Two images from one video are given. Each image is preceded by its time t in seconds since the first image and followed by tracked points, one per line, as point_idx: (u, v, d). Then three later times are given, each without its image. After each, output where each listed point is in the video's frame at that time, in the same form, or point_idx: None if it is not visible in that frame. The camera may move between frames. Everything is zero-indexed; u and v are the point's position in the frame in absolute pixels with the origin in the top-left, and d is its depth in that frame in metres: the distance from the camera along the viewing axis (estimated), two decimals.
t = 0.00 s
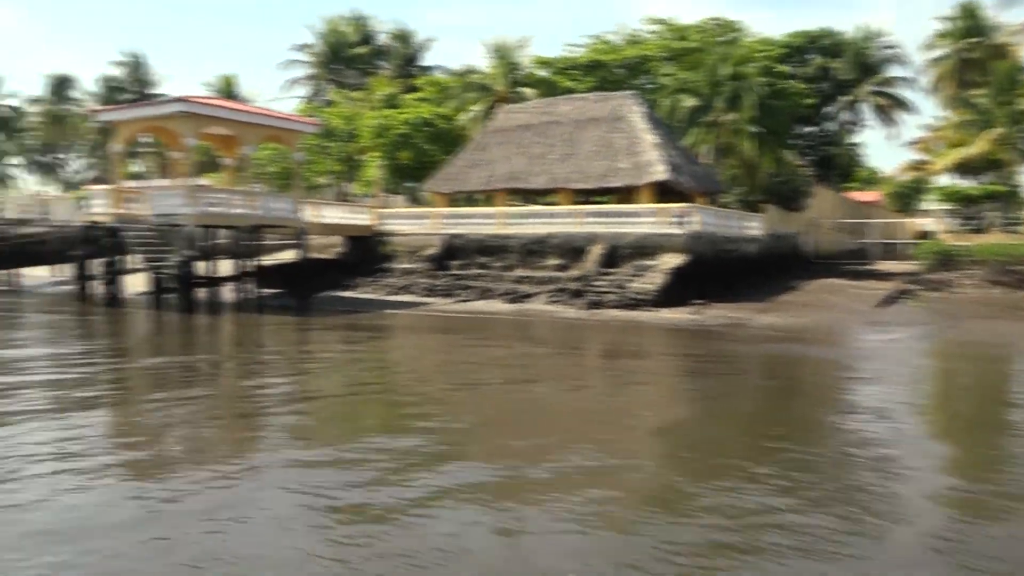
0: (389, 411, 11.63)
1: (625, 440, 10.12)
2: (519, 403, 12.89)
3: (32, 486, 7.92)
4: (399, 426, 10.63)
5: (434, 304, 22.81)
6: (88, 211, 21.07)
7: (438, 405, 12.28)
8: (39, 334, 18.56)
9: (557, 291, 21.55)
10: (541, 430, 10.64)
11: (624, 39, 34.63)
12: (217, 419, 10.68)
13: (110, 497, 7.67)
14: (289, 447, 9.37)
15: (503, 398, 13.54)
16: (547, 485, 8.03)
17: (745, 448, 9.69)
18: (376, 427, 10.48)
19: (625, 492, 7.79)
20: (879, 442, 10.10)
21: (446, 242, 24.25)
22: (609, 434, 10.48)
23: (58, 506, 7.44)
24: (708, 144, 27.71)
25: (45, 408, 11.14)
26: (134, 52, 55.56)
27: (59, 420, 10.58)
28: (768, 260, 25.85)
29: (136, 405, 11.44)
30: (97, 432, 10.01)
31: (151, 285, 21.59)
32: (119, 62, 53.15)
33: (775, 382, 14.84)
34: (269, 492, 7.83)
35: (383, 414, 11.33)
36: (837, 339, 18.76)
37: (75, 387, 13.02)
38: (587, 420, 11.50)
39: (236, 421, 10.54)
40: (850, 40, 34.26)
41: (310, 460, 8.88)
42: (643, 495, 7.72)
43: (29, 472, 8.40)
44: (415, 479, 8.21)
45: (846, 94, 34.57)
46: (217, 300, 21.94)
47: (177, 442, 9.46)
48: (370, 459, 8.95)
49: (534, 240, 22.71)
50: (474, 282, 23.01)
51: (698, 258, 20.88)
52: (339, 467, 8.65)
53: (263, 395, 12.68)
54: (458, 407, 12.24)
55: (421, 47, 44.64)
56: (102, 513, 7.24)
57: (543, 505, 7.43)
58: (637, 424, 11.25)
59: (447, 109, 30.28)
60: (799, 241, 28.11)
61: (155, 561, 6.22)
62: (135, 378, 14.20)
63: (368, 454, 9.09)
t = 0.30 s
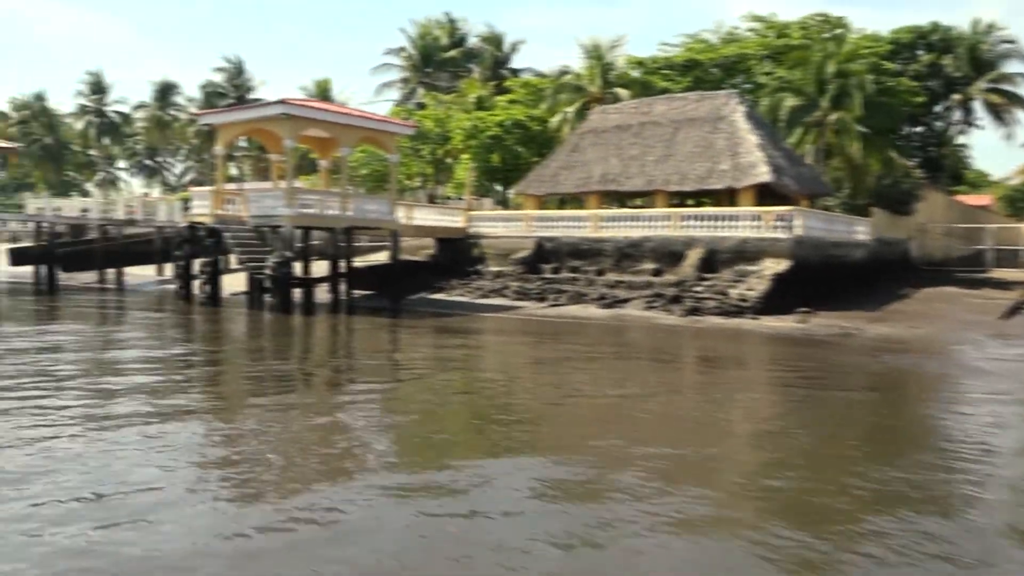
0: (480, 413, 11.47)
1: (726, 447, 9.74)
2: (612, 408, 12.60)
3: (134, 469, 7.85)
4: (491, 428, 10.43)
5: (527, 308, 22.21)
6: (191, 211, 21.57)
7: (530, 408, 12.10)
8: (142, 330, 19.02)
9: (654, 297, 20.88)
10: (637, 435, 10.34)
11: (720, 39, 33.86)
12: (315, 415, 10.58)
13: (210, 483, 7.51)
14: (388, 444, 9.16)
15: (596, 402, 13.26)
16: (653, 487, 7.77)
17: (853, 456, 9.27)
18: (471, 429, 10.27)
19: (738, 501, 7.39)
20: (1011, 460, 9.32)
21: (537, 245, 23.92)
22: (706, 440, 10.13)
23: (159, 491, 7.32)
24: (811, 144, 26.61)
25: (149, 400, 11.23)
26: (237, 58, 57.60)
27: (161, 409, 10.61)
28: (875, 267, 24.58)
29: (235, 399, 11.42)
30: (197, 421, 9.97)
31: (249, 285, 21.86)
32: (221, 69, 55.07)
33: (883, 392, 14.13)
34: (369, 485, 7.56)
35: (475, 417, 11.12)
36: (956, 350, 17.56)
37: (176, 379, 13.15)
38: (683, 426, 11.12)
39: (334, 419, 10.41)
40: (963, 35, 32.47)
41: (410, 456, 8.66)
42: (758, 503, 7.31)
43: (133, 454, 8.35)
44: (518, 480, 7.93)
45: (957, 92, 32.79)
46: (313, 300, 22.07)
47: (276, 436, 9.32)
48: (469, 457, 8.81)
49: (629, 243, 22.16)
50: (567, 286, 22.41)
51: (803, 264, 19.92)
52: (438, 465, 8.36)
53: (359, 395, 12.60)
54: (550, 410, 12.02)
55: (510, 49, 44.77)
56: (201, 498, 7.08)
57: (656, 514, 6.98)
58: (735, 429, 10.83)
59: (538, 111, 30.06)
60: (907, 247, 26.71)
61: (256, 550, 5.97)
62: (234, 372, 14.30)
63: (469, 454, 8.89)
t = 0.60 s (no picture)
0: (536, 424, 11.11)
1: (798, 458, 9.35)
2: (674, 415, 12.19)
3: (194, 478, 7.60)
4: (548, 438, 10.08)
5: (588, 312, 21.76)
6: (251, 212, 21.57)
7: (589, 417, 11.73)
8: (202, 331, 19.01)
9: (720, 303, 20.21)
10: (702, 445, 9.94)
11: (785, 37, 33.03)
12: (376, 424, 10.27)
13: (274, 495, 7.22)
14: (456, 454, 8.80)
15: (657, 407, 12.83)
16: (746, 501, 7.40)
17: (933, 470, 8.90)
18: (535, 438, 9.91)
19: (841, 520, 6.97)
20: None
21: (597, 247, 23.43)
22: (773, 451, 9.74)
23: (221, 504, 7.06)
24: (882, 145, 25.66)
25: (210, 408, 11.05)
26: (297, 60, 58.42)
27: (223, 418, 10.42)
28: (951, 273, 23.51)
29: (295, 406, 11.18)
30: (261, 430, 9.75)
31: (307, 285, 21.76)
32: (280, 70, 55.77)
33: (963, 404, 13.38)
34: (435, 502, 7.18)
35: (528, 428, 10.72)
36: None
37: (237, 385, 12.99)
38: (746, 436, 10.68)
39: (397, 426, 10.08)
40: None
41: (479, 466, 8.29)
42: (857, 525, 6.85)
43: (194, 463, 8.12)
44: (594, 498, 7.50)
45: None
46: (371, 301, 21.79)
47: (340, 445, 9.04)
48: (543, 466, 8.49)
49: (693, 246, 21.53)
50: (629, 290, 21.87)
51: (878, 270, 19.07)
52: (510, 477, 7.96)
53: (418, 402, 12.30)
54: (608, 418, 11.65)
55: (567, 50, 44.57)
56: (265, 513, 6.80)
57: (747, 537, 6.53)
58: (802, 442, 10.38)
59: (597, 111, 29.64)
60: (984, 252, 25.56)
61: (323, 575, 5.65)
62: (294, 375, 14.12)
63: (540, 464, 8.54)
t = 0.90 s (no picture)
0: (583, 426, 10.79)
1: (859, 468, 9.04)
2: (726, 420, 11.82)
3: (250, 500, 7.29)
4: (598, 443, 9.77)
5: (641, 316, 21.18)
6: (301, 213, 21.42)
7: (640, 421, 11.38)
8: (252, 334, 18.87)
9: (781, 308, 19.37)
10: (759, 454, 9.59)
11: (843, 34, 32.12)
12: (432, 433, 9.91)
13: (334, 517, 6.87)
14: (519, 471, 8.40)
15: (711, 413, 12.45)
16: (835, 521, 7.07)
17: (1006, 487, 8.54)
18: (590, 446, 9.58)
19: (941, 556, 6.39)
20: None
21: (650, 249, 22.88)
22: (831, 460, 9.42)
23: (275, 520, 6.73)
24: (949, 145, 24.73)
25: (263, 416, 10.77)
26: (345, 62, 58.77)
27: (277, 426, 10.12)
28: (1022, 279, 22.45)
29: (348, 414, 10.86)
30: (315, 441, 9.42)
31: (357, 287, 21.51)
32: (328, 71, 56.02)
33: None
34: (500, 523, 6.77)
35: (572, 431, 10.40)
36: None
37: (288, 387, 12.73)
38: (803, 445, 10.33)
39: (453, 436, 9.73)
40: None
41: (544, 486, 7.86)
42: (960, 556, 6.39)
43: (250, 481, 7.81)
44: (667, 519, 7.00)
45: None
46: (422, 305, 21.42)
47: (398, 458, 8.68)
48: (608, 479, 8.18)
49: (751, 250, 20.86)
50: (684, 295, 21.29)
51: (948, 275, 18.20)
52: (579, 498, 7.52)
53: (472, 406, 11.93)
54: (659, 423, 11.30)
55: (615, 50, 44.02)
56: (325, 536, 6.46)
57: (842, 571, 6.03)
58: (858, 451, 10.05)
59: (649, 111, 29.11)
60: None
61: None
62: (346, 379, 13.83)
63: (607, 479, 8.17)
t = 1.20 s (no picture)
0: (626, 430, 10.37)
1: (915, 466, 8.73)
2: (772, 423, 11.43)
3: (297, 501, 6.93)
4: (642, 447, 9.42)
5: (692, 320, 20.56)
6: (345, 216, 21.19)
7: (682, 426, 10.97)
8: (297, 338, 18.68)
9: (842, 313, 18.67)
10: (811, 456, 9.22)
11: (897, 29, 31.11)
12: (483, 437, 9.54)
13: (388, 524, 6.48)
14: (582, 476, 7.98)
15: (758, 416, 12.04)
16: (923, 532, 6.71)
17: None
18: (641, 451, 9.20)
19: None
20: None
21: (700, 251, 22.26)
22: (883, 465, 9.07)
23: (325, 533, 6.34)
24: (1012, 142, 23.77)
25: (307, 414, 10.45)
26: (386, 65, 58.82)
27: (322, 425, 9.80)
28: None
29: (396, 417, 10.51)
30: (363, 440, 9.07)
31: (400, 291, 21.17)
32: (369, 74, 56.08)
33: None
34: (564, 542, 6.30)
35: (609, 433, 10.06)
36: None
37: (334, 389, 12.44)
38: (854, 450, 9.97)
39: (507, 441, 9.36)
40: None
41: (610, 493, 7.42)
42: None
43: (295, 482, 7.45)
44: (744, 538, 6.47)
45: None
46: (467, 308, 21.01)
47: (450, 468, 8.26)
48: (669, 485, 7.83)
49: (807, 252, 20.15)
50: (737, 297, 20.65)
51: None
52: (651, 512, 7.05)
53: (523, 412, 11.47)
54: (703, 427, 10.90)
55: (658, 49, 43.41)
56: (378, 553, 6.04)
57: None
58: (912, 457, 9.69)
59: (696, 110, 28.50)
60: None
61: None
62: (392, 382, 13.52)
63: (668, 486, 7.77)
